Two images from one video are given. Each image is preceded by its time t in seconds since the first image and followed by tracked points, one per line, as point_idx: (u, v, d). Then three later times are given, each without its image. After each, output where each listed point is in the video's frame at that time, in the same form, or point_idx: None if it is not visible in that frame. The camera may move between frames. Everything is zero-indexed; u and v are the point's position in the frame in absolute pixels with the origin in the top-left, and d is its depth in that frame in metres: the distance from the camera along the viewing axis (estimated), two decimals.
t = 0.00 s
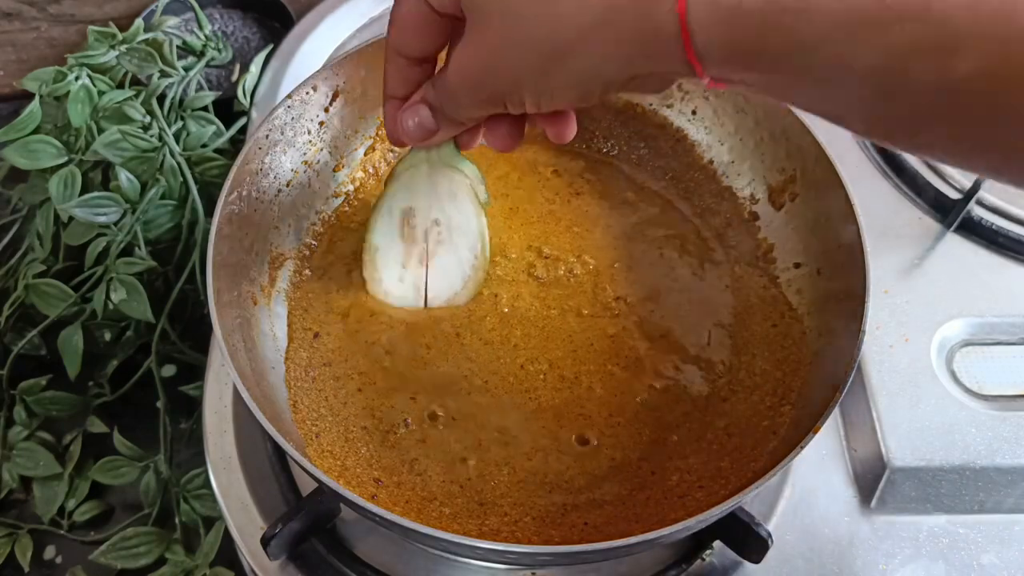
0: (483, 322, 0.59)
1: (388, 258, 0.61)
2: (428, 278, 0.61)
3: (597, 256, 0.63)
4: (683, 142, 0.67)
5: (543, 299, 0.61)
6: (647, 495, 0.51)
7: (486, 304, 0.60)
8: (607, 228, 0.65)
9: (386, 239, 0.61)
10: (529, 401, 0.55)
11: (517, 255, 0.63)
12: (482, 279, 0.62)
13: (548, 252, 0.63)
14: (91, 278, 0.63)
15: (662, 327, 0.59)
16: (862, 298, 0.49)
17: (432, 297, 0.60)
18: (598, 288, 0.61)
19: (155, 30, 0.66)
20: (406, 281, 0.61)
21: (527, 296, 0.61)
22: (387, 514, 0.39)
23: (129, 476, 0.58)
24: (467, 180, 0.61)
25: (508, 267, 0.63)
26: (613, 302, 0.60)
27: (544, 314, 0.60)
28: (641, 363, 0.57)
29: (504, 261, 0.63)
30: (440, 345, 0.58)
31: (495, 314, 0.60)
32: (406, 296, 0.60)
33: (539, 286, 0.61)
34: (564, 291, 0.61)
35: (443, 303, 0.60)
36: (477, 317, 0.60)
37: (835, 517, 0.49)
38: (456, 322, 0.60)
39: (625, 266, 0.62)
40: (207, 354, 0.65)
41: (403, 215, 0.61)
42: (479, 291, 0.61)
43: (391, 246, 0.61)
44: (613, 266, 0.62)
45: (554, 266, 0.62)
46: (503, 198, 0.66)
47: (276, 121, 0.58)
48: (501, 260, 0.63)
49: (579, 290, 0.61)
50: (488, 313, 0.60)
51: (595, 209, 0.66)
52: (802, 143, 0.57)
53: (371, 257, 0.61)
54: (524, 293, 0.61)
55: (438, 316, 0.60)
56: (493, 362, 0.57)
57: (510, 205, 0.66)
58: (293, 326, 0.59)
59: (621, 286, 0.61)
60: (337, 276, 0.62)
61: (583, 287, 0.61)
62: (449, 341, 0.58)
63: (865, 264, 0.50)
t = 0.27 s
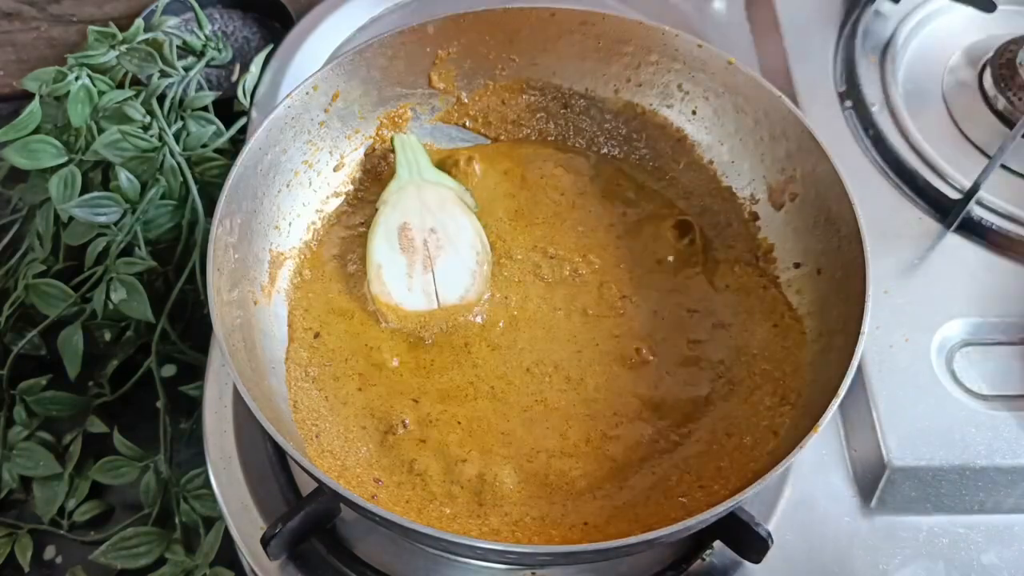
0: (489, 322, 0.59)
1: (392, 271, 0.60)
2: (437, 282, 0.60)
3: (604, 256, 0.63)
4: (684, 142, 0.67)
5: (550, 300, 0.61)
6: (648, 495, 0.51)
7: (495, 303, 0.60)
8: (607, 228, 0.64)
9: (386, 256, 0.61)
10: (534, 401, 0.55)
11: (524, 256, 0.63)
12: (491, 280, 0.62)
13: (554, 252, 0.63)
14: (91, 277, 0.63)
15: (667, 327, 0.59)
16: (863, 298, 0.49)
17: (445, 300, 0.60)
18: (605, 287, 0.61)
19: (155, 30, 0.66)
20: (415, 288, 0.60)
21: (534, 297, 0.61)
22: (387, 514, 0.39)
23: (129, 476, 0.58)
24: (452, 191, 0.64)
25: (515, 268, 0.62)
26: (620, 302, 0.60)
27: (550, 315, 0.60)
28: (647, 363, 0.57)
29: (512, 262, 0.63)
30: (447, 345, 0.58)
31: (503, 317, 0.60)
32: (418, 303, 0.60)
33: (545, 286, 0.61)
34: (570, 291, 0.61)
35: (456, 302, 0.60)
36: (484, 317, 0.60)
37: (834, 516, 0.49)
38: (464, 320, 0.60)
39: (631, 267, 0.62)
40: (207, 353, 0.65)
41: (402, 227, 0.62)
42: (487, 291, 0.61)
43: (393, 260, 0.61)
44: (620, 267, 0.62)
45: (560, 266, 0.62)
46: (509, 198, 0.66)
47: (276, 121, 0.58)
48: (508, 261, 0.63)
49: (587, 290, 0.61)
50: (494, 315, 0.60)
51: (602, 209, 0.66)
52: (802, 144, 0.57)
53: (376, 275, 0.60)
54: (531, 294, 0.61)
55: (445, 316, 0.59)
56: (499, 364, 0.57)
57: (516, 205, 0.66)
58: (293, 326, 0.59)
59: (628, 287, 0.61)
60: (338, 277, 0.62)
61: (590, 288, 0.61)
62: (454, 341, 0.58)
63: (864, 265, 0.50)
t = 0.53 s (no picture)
0: (491, 322, 0.59)
1: (393, 270, 0.61)
2: (438, 282, 0.60)
3: (606, 257, 0.63)
4: (684, 142, 0.67)
5: (551, 300, 0.61)
6: (648, 495, 0.52)
7: (497, 303, 0.60)
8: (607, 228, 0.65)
9: (387, 254, 0.61)
10: (536, 402, 0.55)
11: (526, 256, 0.63)
12: (494, 281, 0.62)
13: (556, 252, 0.63)
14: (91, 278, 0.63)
15: (669, 327, 0.59)
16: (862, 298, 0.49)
17: (445, 299, 0.60)
18: (608, 288, 0.61)
19: (155, 30, 0.66)
20: (416, 287, 0.60)
21: (536, 297, 0.61)
22: (387, 514, 0.39)
23: (129, 476, 0.58)
24: (456, 194, 0.64)
25: (517, 269, 0.62)
26: (623, 303, 0.60)
27: (551, 315, 0.60)
28: (648, 364, 0.57)
29: (514, 263, 0.63)
30: (449, 345, 0.58)
31: (505, 318, 0.60)
32: (419, 303, 0.60)
33: (547, 287, 0.61)
34: (572, 291, 0.61)
35: (456, 302, 0.60)
36: (487, 318, 0.60)
37: (834, 516, 0.49)
38: (466, 322, 0.59)
39: (633, 267, 0.62)
40: (207, 353, 0.65)
41: (404, 228, 0.62)
42: (490, 292, 0.61)
43: (394, 259, 0.61)
44: (622, 267, 0.62)
45: (561, 266, 0.62)
46: (511, 198, 0.66)
47: (276, 121, 0.59)
48: (510, 262, 0.63)
49: (589, 291, 0.61)
50: (496, 315, 0.60)
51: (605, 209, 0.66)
52: (802, 144, 0.57)
53: (377, 273, 0.60)
54: (534, 294, 0.61)
55: (446, 316, 0.59)
56: (500, 364, 0.57)
57: (519, 205, 0.66)
58: (293, 326, 0.59)
59: (631, 288, 0.61)
60: (338, 277, 0.62)
61: (591, 288, 0.61)
62: (456, 341, 0.58)
63: (864, 265, 0.50)
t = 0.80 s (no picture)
0: (492, 322, 0.59)
1: (394, 270, 0.61)
2: (438, 282, 0.60)
3: (607, 257, 0.63)
4: (684, 142, 0.67)
5: (552, 300, 0.61)
6: (648, 495, 0.51)
7: (497, 303, 0.60)
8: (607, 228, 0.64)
9: (389, 254, 0.61)
10: (537, 402, 0.55)
11: (527, 257, 0.63)
12: (495, 282, 0.62)
13: (557, 253, 0.63)
14: (91, 278, 0.63)
15: (670, 328, 0.59)
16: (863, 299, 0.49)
17: (445, 299, 0.60)
18: (608, 288, 0.61)
19: (155, 30, 0.66)
20: (417, 287, 0.60)
21: (537, 297, 0.61)
22: (386, 514, 0.39)
23: (129, 476, 0.58)
24: (457, 195, 0.64)
25: (518, 269, 0.62)
26: (624, 303, 0.60)
27: (552, 315, 0.60)
28: (648, 364, 0.57)
29: (515, 263, 0.63)
30: (450, 345, 0.58)
31: (506, 318, 0.60)
32: (419, 302, 0.60)
33: (548, 287, 0.61)
34: (572, 291, 0.61)
35: (457, 302, 0.60)
36: (487, 318, 0.60)
37: (834, 516, 0.49)
38: (467, 322, 0.59)
39: (634, 267, 0.62)
40: (207, 354, 0.65)
41: (405, 228, 0.62)
42: (491, 292, 0.61)
43: (395, 259, 0.61)
44: (623, 268, 0.62)
45: (562, 266, 0.62)
46: (512, 198, 0.66)
47: (276, 121, 0.58)
48: (510, 262, 0.63)
49: (590, 291, 0.61)
50: (497, 315, 0.60)
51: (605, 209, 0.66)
52: (802, 144, 0.57)
53: (377, 272, 0.60)
54: (534, 294, 0.61)
55: (447, 316, 0.59)
56: (501, 364, 0.57)
57: (519, 205, 0.66)
58: (293, 326, 0.59)
59: (632, 288, 0.61)
60: (338, 277, 0.62)
61: (592, 287, 0.61)
62: (457, 341, 0.58)
63: (864, 265, 0.50)
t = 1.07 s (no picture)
0: (492, 323, 0.59)
1: (394, 270, 0.61)
2: (439, 282, 0.60)
3: (607, 258, 0.63)
4: (684, 142, 0.67)
5: (552, 301, 0.61)
6: (648, 496, 0.51)
7: (498, 303, 0.60)
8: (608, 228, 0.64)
9: (389, 254, 0.61)
10: (538, 402, 0.55)
11: (527, 257, 0.63)
12: (495, 282, 0.62)
13: (557, 253, 0.63)
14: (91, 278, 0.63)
15: (670, 328, 0.59)
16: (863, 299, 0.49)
17: (445, 299, 0.60)
18: (609, 289, 0.61)
19: (155, 30, 0.66)
20: (417, 287, 0.60)
21: (538, 297, 0.61)
22: (386, 514, 0.39)
23: (129, 476, 0.58)
24: (458, 196, 0.64)
25: (519, 269, 0.62)
26: (625, 303, 0.60)
27: (553, 315, 0.60)
28: (648, 364, 0.57)
29: (516, 263, 0.63)
30: (450, 345, 0.58)
31: (506, 318, 0.60)
32: (418, 302, 0.60)
33: (548, 287, 0.61)
34: (572, 291, 0.61)
35: (457, 302, 0.60)
36: (488, 318, 0.60)
37: (835, 516, 0.49)
38: (467, 322, 0.59)
39: (634, 267, 0.62)
40: (207, 354, 0.65)
41: (406, 228, 0.62)
42: (491, 292, 0.61)
43: (396, 259, 0.61)
44: (623, 268, 0.62)
45: (562, 266, 0.62)
46: (512, 198, 0.66)
47: (276, 121, 0.58)
48: (510, 263, 0.63)
49: (590, 291, 0.61)
50: (497, 316, 0.60)
51: (605, 209, 0.66)
52: (803, 144, 0.57)
53: (378, 272, 0.60)
54: (535, 295, 0.61)
55: (447, 316, 0.59)
56: (502, 364, 0.57)
57: (520, 205, 0.66)
58: (293, 326, 0.59)
59: (632, 289, 0.61)
60: (338, 277, 0.62)
61: (592, 287, 0.61)
62: (457, 341, 0.58)
63: (865, 265, 0.50)
